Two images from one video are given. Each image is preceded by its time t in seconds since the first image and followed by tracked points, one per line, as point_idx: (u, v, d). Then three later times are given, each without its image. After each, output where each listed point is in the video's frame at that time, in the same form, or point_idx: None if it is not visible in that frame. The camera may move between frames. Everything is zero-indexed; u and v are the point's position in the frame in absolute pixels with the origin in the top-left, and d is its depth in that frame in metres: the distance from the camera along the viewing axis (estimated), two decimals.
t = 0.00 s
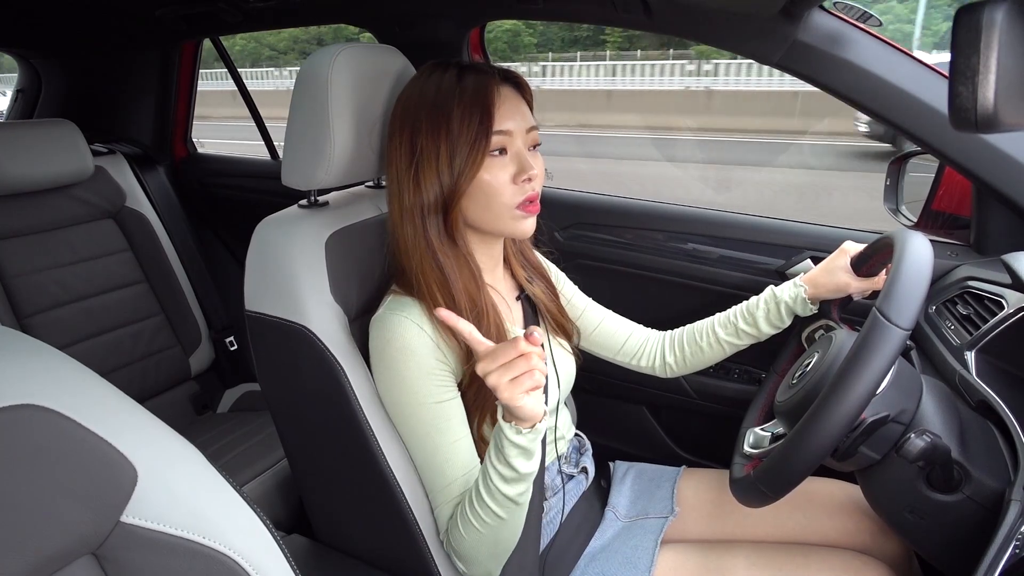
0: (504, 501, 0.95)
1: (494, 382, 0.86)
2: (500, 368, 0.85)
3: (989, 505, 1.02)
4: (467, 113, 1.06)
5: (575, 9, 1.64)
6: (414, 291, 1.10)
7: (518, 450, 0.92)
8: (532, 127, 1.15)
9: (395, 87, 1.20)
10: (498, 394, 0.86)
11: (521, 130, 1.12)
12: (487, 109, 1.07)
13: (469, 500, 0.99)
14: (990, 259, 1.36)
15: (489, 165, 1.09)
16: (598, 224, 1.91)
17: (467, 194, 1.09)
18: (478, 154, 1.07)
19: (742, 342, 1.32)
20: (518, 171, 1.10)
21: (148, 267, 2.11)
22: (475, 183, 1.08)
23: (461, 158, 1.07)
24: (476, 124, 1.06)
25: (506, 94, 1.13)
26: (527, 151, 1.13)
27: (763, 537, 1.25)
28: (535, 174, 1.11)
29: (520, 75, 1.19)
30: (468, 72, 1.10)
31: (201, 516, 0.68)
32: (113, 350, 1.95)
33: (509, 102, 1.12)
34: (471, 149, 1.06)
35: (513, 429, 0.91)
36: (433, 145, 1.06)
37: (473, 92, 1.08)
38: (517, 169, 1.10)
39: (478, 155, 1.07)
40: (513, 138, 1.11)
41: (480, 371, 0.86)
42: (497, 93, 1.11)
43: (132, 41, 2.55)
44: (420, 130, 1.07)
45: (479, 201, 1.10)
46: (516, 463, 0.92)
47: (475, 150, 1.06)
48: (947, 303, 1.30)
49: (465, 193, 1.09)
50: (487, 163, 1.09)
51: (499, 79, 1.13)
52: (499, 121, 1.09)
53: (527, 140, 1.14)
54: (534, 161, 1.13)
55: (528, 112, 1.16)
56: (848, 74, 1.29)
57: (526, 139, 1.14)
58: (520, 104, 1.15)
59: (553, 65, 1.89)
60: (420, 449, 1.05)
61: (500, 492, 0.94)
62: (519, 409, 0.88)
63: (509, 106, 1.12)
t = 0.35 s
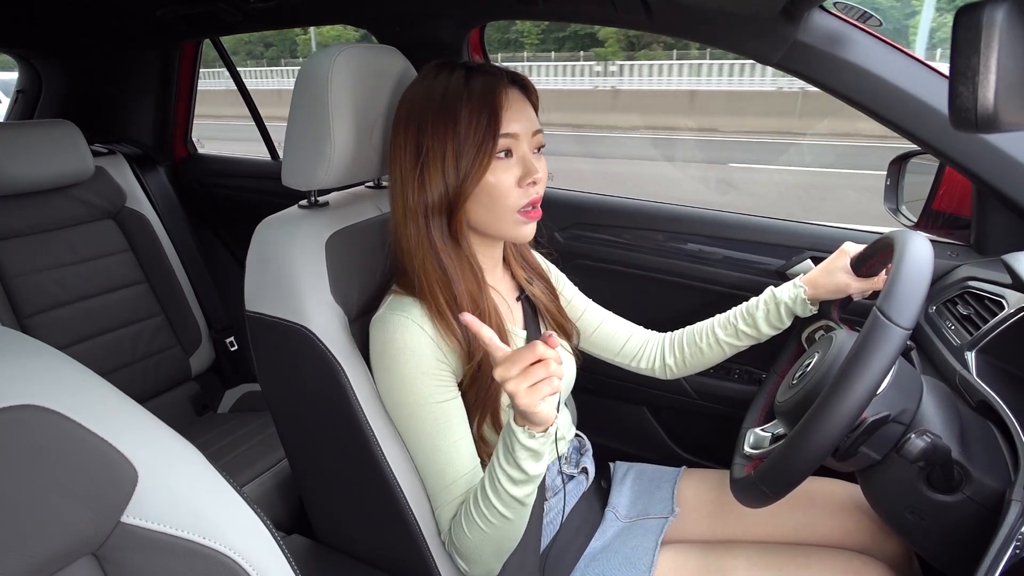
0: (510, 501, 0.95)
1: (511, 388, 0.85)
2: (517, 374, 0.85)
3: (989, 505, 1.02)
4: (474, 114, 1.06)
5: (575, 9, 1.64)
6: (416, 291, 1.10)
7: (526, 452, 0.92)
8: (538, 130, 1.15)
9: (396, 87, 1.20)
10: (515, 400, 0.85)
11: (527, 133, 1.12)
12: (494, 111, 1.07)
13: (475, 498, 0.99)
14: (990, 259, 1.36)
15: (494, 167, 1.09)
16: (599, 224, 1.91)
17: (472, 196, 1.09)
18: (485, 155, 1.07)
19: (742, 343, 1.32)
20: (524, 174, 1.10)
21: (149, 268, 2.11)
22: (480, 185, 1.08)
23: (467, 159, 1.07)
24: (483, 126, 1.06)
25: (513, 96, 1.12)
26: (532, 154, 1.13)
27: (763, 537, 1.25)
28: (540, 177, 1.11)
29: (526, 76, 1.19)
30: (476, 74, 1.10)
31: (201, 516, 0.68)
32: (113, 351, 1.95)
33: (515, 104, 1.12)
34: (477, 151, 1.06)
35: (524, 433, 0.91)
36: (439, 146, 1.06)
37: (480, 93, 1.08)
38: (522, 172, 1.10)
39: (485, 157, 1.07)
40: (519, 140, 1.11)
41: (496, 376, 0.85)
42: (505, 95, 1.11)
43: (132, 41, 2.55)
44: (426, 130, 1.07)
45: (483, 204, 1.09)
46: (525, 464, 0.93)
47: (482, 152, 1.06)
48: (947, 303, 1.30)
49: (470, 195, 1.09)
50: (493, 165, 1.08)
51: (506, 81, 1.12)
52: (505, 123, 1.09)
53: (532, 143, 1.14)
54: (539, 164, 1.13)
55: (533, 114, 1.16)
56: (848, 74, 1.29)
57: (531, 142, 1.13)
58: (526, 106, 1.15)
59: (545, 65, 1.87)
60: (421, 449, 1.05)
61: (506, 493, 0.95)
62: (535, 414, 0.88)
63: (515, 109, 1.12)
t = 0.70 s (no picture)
0: (510, 491, 0.96)
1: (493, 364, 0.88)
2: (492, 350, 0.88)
3: (989, 505, 1.02)
4: (470, 112, 1.06)
5: (575, 9, 1.64)
6: (414, 291, 1.10)
7: (524, 437, 0.94)
8: (535, 129, 1.16)
9: (395, 86, 1.20)
10: (498, 375, 0.88)
11: (524, 132, 1.12)
12: (490, 109, 1.07)
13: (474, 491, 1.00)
14: (990, 260, 1.36)
15: (491, 166, 1.09)
16: (599, 223, 1.91)
17: (469, 194, 1.09)
18: (481, 154, 1.07)
19: (741, 342, 1.32)
20: (521, 173, 1.10)
21: (149, 267, 2.11)
22: (477, 183, 1.08)
23: (464, 157, 1.07)
24: (480, 125, 1.06)
25: (510, 95, 1.12)
26: (529, 152, 1.13)
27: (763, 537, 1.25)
28: (537, 175, 1.11)
29: (523, 76, 1.19)
30: (472, 73, 1.10)
31: (201, 515, 0.68)
32: (113, 349, 1.95)
33: (512, 103, 1.12)
34: (474, 150, 1.06)
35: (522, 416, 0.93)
36: (436, 144, 1.06)
37: (477, 92, 1.08)
38: (519, 171, 1.10)
39: (482, 155, 1.07)
40: (516, 139, 1.11)
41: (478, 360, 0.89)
42: (501, 94, 1.11)
43: (132, 41, 2.55)
44: (423, 128, 1.07)
45: (481, 202, 1.09)
46: (524, 450, 0.95)
47: (478, 150, 1.06)
48: (947, 303, 1.30)
49: (467, 193, 1.09)
50: (489, 163, 1.08)
51: (503, 80, 1.12)
52: (502, 121, 1.10)
53: (529, 141, 1.14)
54: (536, 163, 1.13)
55: (531, 113, 1.16)
56: (848, 74, 1.29)
57: (529, 141, 1.13)
58: (523, 105, 1.15)
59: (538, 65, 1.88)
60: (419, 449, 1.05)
61: (506, 481, 0.96)
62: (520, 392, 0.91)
63: (512, 108, 1.12)
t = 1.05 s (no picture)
0: (521, 463, 1.01)
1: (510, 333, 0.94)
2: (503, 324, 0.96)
3: (988, 505, 1.02)
4: (473, 109, 1.06)
5: (575, 10, 1.64)
6: (417, 290, 1.10)
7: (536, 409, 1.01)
8: (537, 125, 1.16)
9: (395, 86, 1.20)
10: (517, 343, 0.94)
11: (526, 129, 1.12)
12: (493, 106, 1.07)
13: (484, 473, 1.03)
14: (989, 260, 1.36)
15: (494, 163, 1.08)
16: (598, 223, 1.91)
17: (472, 192, 1.09)
18: (484, 151, 1.06)
19: (739, 344, 1.32)
20: (523, 169, 1.10)
21: (148, 267, 2.11)
22: (480, 180, 1.08)
23: (467, 155, 1.06)
24: (483, 122, 1.06)
25: (511, 92, 1.12)
26: (531, 149, 1.13)
27: (763, 537, 1.25)
28: (540, 172, 1.11)
29: (524, 73, 1.19)
30: (474, 70, 1.10)
31: (200, 515, 0.68)
32: (112, 349, 1.95)
33: (513, 100, 1.12)
34: (477, 147, 1.06)
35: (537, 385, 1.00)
36: (438, 142, 1.06)
37: (479, 89, 1.08)
38: (522, 168, 1.10)
39: (485, 152, 1.07)
40: (518, 136, 1.11)
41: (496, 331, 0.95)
42: (503, 90, 1.11)
43: (131, 40, 2.55)
44: (425, 126, 1.07)
45: (484, 199, 1.09)
46: (535, 420, 1.01)
47: (482, 147, 1.06)
48: (946, 303, 1.30)
49: (470, 191, 1.09)
50: (492, 160, 1.08)
51: (505, 76, 1.12)
52: (504, 118, 1.09)
53: (531, 138, 1.14)
54: (539, 159, 1.13)
55: (532, 110, 1.16)
56: (848, 75, 1.29)
57: (531, 138, 1.13)
58: (525, 102, 1.15)
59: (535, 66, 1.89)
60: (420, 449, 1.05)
61: (518, 452, 1.01)
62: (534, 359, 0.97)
63: (514, 104, 1.12)
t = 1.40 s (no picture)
0: (544, 504, 0.95)
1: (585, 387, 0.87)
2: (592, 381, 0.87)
3: (988, 506, 1.02)
4: (472, 113, 1.06)
5: (575, 10, 1.64)
6: (414, 293, 1.10)
7: (578, 461, 0.92)
8: (537, 129, 1.16)
9: (395, 86, 1.20)
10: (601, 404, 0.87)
11: (525, 133, 1.12)
12: (492, 110, 1.07)
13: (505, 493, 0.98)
14: (989, 261, 1.36)
15: (491, 168, 1.08)
16: (598, 224, 1.91)
17: (470, 196, 1.09)
18: (483, 156, 1.06)
19: (738, 346, 1.32)
20: (522, 174, 1.10)
21: (148, 267, 2.11)
22: (478, 185, 1.08)
23: (465, 159, 1.06)
24: (482, 126, 1.06)
25: (511, 95, 1.12)
26: (531, 153, 1.13)
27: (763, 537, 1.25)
28: (538, 177, 1.11)
29: (525, 76, 1.18)
30: (474, 73, 1.10)
31: (199, 516, 0.68)
32: (112, 349, 1.95)
33: (513, 103, 1.12)
34: (474, 152, 1.06)
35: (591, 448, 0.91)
36: (436, 145, 1.06)
37: (478, 93, 1.07)
38: (520, 173, 1.10)
39: (483, 157, 1.07)
40: (517, 140, 1.11)
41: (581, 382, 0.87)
42: (503, 94, 1.10)
43: (132, 40, 2.55)
44: (424, 129, 1.07)
45: (482, 204, 1.09)
46: (576, 471, 0.92)
47: (480, 151, 1.06)
48: (946, 304, 1.30)
49: (467, 195, 1.09)
50: (490, 165, 1.08)
51: (505, 80, 1.12)
52: (503, 122, 1.09)
53: (530, 142, 1.14)
54: (538, 164, 1.13)
55: (532, 113, 1.16)
56: (847, 75, 1.29)
57: (530, 142, 1.13)
58: (525, 105, 1.15)
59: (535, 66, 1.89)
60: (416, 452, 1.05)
61: (546, 494, 0.94)
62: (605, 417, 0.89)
63: (513, 107, 1.12)
